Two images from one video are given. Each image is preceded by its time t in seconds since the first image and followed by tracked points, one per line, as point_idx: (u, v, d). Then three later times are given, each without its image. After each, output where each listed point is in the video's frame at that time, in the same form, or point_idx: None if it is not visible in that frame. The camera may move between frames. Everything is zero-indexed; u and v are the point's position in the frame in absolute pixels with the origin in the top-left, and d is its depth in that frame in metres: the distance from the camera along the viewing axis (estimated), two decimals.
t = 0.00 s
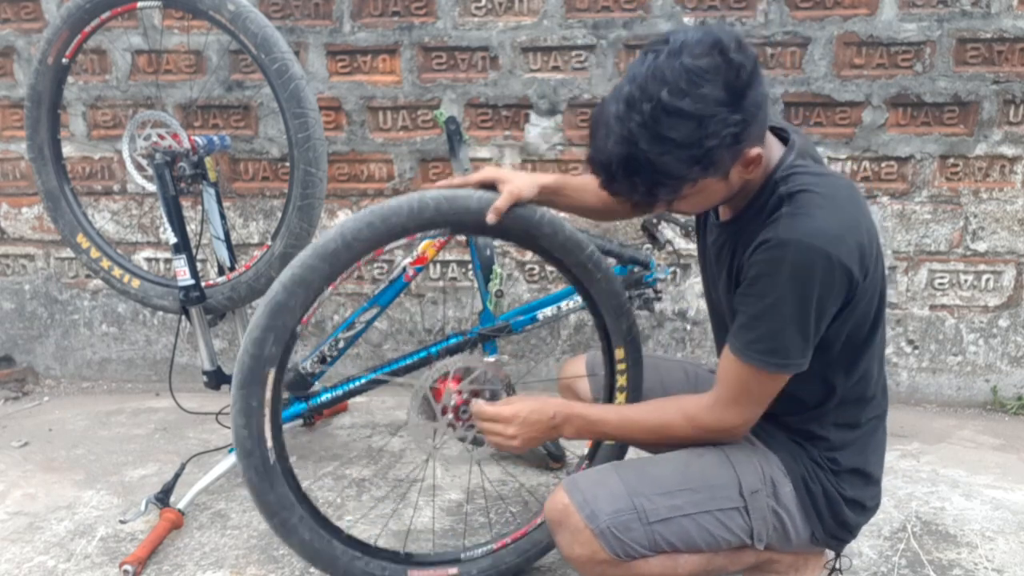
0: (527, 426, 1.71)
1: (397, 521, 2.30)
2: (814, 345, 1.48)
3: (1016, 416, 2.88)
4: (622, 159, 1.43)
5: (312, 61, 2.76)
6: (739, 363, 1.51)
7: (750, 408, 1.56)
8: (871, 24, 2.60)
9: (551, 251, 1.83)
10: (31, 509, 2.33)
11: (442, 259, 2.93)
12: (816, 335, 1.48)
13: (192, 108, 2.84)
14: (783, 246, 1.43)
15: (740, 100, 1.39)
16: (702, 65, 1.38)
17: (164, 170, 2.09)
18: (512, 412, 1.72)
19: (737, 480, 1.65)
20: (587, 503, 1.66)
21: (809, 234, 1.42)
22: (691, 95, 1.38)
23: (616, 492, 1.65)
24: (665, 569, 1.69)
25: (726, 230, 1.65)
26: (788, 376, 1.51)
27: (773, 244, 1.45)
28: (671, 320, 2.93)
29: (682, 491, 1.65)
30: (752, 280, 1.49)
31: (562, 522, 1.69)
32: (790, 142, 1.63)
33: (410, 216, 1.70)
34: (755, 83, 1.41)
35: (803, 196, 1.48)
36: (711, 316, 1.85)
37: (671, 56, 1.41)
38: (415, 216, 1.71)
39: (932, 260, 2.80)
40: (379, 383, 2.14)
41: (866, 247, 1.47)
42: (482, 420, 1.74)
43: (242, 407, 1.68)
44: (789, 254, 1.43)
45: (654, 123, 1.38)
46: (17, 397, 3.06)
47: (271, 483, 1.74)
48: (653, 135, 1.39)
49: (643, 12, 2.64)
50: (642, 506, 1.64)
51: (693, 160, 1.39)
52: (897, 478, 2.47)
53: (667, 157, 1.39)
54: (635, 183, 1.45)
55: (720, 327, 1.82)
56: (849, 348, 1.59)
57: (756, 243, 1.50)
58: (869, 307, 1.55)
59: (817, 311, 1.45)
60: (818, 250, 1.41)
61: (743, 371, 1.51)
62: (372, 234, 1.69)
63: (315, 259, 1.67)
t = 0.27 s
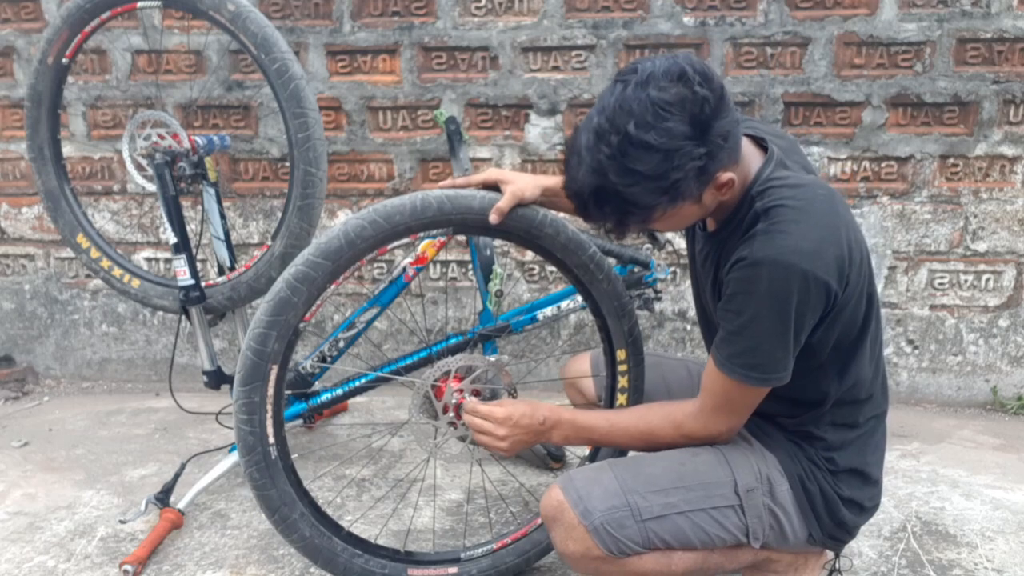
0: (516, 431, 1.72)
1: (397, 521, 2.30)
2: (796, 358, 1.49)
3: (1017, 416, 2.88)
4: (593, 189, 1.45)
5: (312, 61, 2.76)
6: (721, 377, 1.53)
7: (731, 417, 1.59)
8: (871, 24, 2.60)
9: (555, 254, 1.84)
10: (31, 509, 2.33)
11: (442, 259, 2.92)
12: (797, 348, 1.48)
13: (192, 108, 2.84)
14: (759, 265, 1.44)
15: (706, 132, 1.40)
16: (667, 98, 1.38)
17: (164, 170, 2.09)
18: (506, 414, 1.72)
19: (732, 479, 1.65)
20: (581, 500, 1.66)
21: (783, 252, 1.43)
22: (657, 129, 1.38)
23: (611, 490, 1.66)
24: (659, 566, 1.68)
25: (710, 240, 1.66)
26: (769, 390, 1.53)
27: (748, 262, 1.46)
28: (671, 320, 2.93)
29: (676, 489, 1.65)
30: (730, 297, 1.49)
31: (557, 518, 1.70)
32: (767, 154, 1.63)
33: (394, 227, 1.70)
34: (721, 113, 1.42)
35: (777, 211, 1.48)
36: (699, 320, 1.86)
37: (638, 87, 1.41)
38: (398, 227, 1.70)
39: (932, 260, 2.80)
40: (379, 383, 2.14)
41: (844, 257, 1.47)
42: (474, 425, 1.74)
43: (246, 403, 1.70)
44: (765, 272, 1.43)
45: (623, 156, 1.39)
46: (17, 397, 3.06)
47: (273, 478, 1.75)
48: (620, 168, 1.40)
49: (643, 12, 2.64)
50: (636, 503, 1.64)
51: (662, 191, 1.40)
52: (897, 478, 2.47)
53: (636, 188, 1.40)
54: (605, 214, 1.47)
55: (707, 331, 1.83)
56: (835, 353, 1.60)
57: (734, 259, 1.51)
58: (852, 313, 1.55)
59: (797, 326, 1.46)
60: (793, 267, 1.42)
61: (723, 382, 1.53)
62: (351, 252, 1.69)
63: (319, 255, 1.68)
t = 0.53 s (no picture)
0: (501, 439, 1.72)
1: (397, 521, 2.30)
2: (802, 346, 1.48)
3: (1017, 416, 2.88)
4: (596, 179, 1.45)
5: (312, 61, 2.76)
6: (717, 364, 1.50)
7: (717, 412, 1.54)
8: (871, 25, 2.60)
9: (554, 254, 1.83)
10: (31, 510, 2.33)
11: (442, 259, 2.92)
12: (804, 336, 1.47)
13: (192, 108, 2.84)
14: (765, 247, 1.44)
15: (708, 122, 1.40)
16: (670, 87, 1.38)
17: (164, 170, 2.09)
18: (490, 426, 1.73)
19: (741, 484, 1.64)
20: (593, 512, 1.63)
21: (788, 235, 1.43)
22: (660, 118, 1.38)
23: (622, 500, 1.63)
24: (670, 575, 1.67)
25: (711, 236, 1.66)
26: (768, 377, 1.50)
27: (754, 245, 1.46)
28: (671, 320, 2.93)
29: (688, 497, 1.63)
30: (735, 282, 1.48)
31: (567, 530, 1.66)
32: (770, 146, 1.65)
33: (390, 226, 1.70)
34: (723, 103, 1.42)
35: (782, 199, 1.50)
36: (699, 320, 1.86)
37: (641, 77, 1.41)
38: (393, 227, 1.70)
39: (932, 260, 2.80)
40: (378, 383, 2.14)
41: (847, 245, 1.49)
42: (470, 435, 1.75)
43: (246, 403, 1.70)
44: (771, 254, 1.43)
45: (625, 146, 1.39)
46: (17, 397, 3.06)
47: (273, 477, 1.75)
48: (623, 158, 1.40)
49: (643, 12, 2.64)
50: (649, 513, 1.62)
51: (664, 180, 1.40)
52: (897, 478, 2.47)
53: (638, 178, 1.40)
54: (608, 204, 1.47)
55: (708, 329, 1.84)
56: (836, 348, 1.60)
57: (739, 246, 1.51)
58: (854, 305, 1.56)
59: (802, 310, 1.45)
60: (799, 250, 1.42)
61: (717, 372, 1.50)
62: (353, 249, 1.69)
63: (319, 255, 1.67)
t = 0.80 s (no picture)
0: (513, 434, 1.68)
1: (397, 521, 2.30)
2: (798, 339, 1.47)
3: (1016, 416, 2.88)
4: (595, 159, 1.45)
5: (312, 61, 2.76)
6: (718, 357, 1.50)
7: (721, 412, 1.53)
8: (871, 25, 2.60)
9: (555, 253, 1.84)
10: (30, 509, 2.33)
11: (442, 259, 2.92)
12: (800, 329, 1.47)
13: (192, 108, 2.84)
14: (762, 238, 1.44)
15: (708, 104, 1.40)
16: (671, 68, 1.39)
17: (164, 170, 2.09)
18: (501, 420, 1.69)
19: (738, 488, 1.64)
20: (591, 520, 1.64)
21: (787, 226, 1.44)
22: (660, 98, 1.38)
23: (620, 508, 1.64)
24: None
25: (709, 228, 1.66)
26: (768, 373, 1.49)
27: (752, 236, 1.46)
28: (671, 320, 2.93)
29: (686, 502, 1.63)
30: (732, 273, 1.48)
31: (566, 538, 1.67)
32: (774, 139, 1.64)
33: (392, 224, 1.70)
34: (723, 86, 1.42)
35: (781, 191, 1.50)
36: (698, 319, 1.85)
37: (643, 59, 1.41)
38: (395, 225, 1.71)
39: (932, 260, 2.80)
40: (378, 383, 2.15)
41: (846, 241, 1.49)
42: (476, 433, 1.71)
43: (246, 405, 1.70)
44: (768, 244, 1.44)
45: (625, 126, 1.39)
46: (17, 397, 3.06)
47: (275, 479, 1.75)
48: (622, 137, 1.40)
49: (642, 12, 2.63)
50: (646, 520, 1.62)
51: (663, 161, 1.40)
52: (897, 478, 2.47)
53: (637, 158, 1.40)
54: (607, 184, 1.47)
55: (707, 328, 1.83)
56: (833, 346, 1.60)
57: (737, 236, 1.51)
58: (852, 303, 1.55)
59: (800, 302, 1.45)
60: (796, 241, 1.43)
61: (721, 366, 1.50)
62: (355, 248, 1.69)
63: (321, 254, 1.68)
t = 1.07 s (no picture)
0: (530, 416, 1.67)
1: (397, 521, 2.30)
2: (778, 302, 1.45)
3: (1017, 416, 2.88)
4: (574, 130, 1.46)
5: (312, 61, 2.76)
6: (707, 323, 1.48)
7: (733, 379, 1.50)
8: (871, 24, 2.60)
9: (571, 258, 1.84)
10: (31, 509, 2.33)
11: (442, 259, 2.93)
12: (778, 294, 1.45)
13: (192, 108, 2.84)
14: (738, 198, 1.44)
15: (684, 70, 1.39)
16: (647, 37, 1.38)
17: (164, 170, 2.09)
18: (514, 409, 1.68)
19: (702, 486, 1.65)
20: (549, 523, 1.66)
21: (763, 185, 1.44)
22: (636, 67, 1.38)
23: (579, 510, 1.66)
24: None
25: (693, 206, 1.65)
26: (761, 337, 1.45)
27: (729, 198, 1.46)
28: (671, 320, 2.93)
29: (644, 502, 1.65)
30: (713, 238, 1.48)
31: (530, 543, 1.69)
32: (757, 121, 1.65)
33: (413, 225, 1.70)
34: (699, 53, 1.41)
35: (759, 156, 1.50)
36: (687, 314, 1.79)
37: (621, 30, 1.41)
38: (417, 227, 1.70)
39: (932, 260, 2.80)
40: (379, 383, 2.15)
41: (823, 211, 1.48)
42: (492, 418, 1.72)
43: (257, 403, 1.69)
44: (745, 202, 1.44)
45: (602, 95, 1.40)
46: (17, 397, 3.06)
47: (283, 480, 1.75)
48: (600, 107, 1.40)
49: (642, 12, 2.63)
50: (604, 520, 1.64)
51: (640, 130, 1.40)
52: (897, 478, 2.47)
53: (615, 127, 1.40)
54: (588, 154, 1.48)
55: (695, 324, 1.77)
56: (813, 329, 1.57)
57: (716, 200, 1.51)
58: (832, 278, 1.54)
59: (779, 263, 1.43)
60: (771, 199, 1.42)
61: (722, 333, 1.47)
62: (371, 249, 1.68)
63: (337, 254, 1.67)
